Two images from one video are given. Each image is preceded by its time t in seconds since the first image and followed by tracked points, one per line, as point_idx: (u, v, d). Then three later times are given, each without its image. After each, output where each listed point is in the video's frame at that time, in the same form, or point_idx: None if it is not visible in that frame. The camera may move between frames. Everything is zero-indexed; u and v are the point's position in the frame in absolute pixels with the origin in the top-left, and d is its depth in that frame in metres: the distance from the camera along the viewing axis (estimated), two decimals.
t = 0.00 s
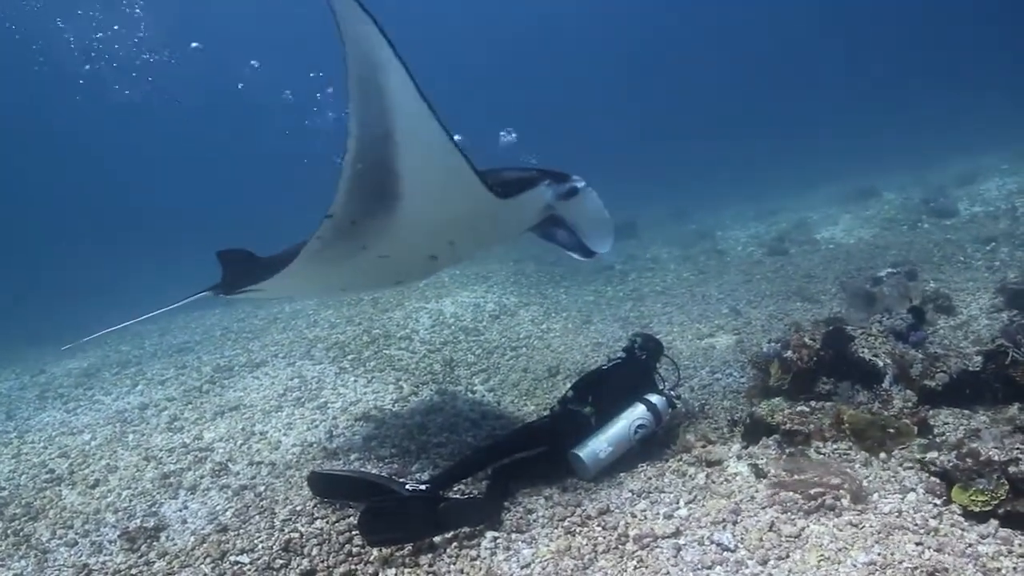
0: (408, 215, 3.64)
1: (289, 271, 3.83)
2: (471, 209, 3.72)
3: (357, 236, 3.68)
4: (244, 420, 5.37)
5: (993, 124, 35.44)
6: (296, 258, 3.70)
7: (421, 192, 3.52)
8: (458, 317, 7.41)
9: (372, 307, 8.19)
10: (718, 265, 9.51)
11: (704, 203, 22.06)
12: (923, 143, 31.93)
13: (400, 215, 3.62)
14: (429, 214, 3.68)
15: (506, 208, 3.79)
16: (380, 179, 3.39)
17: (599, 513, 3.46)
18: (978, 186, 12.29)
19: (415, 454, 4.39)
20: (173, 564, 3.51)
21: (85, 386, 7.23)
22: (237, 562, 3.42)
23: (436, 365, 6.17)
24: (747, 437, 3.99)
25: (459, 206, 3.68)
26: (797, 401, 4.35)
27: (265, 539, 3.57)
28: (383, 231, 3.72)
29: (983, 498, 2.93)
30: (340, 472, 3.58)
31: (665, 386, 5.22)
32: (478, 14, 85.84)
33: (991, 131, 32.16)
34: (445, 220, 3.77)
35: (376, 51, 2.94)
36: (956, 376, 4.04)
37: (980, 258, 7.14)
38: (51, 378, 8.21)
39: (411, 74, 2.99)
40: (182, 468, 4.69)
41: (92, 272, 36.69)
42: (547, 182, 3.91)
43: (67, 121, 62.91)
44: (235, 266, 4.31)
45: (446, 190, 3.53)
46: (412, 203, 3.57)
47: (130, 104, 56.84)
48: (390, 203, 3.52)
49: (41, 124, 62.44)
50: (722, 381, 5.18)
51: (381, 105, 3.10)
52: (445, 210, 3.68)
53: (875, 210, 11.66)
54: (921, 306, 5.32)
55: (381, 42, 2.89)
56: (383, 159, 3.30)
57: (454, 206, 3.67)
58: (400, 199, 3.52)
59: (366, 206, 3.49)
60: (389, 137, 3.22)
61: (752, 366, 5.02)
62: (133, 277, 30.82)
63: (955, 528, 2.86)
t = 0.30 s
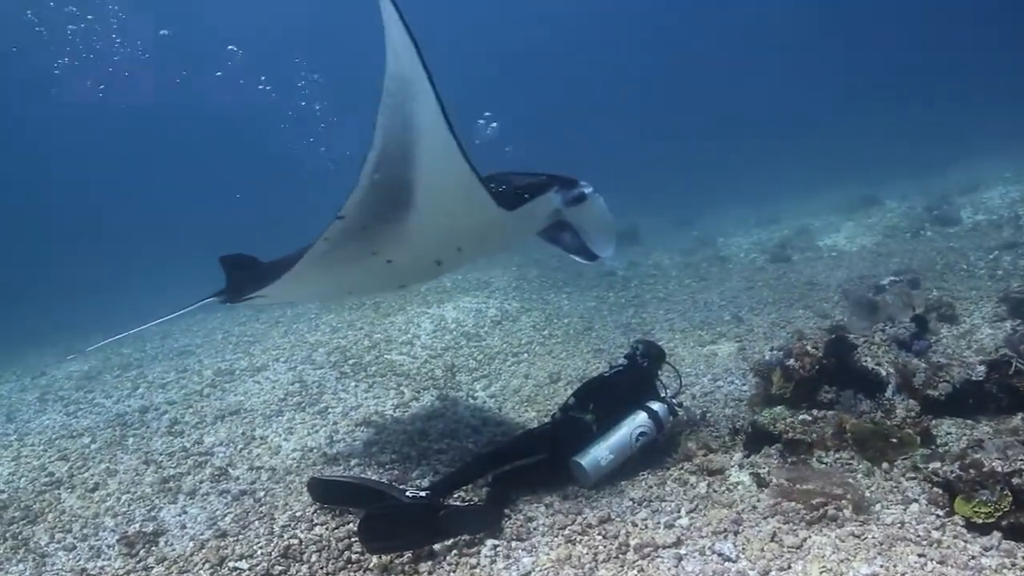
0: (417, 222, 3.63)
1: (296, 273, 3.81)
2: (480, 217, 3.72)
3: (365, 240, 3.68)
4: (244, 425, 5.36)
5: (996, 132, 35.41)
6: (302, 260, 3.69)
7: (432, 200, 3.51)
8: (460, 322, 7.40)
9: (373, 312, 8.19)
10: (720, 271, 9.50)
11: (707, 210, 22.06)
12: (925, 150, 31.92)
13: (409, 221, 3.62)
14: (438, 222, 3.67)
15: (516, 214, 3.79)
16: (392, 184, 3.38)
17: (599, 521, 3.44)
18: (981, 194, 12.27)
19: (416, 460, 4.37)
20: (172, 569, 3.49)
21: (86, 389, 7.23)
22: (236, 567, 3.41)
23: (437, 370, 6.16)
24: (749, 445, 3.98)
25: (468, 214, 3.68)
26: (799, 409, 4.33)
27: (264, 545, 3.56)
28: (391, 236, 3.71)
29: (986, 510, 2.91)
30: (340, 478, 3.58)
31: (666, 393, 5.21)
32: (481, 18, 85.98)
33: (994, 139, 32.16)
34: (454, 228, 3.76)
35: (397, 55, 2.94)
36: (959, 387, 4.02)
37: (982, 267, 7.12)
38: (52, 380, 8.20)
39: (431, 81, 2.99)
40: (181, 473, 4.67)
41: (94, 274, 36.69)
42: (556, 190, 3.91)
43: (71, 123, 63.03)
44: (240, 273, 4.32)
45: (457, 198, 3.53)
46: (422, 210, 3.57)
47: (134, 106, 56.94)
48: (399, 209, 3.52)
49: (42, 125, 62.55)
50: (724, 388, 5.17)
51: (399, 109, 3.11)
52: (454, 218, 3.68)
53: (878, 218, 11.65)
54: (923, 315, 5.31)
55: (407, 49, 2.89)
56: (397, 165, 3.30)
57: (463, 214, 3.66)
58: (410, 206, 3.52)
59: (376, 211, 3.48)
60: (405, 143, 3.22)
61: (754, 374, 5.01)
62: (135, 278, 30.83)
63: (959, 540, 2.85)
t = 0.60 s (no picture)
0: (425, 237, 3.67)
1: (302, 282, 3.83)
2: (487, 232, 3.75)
3: (373, 254, 3.72)
4: (242, 435, 5.35)
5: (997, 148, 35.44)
6: (308, 270, 3.71)
7: (441, 219, 3.56)
8: (460, 334, 7.37)
9: (373, 323, 8.17)
10: (721, 285, 9.48)
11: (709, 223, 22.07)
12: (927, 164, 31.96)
13: (418, 239, 3.66)
14: (444, 238, 3.72)
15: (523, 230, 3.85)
16: (403, 201, 3.44)
17: (598, 536, 3.42)
18: (983, 209, 12.26)
19: (414, 473, 4.35)
20: None
21: (85, 397, 7.21)
22: None
23: (437, 382, 6.14)
24: (749, 461, 3.96)
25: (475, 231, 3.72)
26: (800, 425, 4.31)
27: (260, 557, 3.54)
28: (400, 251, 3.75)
29: (988, 528, 2.89)
30: (337, 490, 3.58)
31: (666, 408, 5.18)
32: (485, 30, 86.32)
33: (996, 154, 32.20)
34: (460, 245, 3.81)
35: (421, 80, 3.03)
36: (961, 403, 3.99)
37: (984, 283, 7.11)
38: (51, 388, 8.19)
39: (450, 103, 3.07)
40: (179, 483, 4.65)
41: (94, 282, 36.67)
42: (564, 206, 3.99)
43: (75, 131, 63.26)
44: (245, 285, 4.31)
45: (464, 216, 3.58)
46: (430, 227, 3.62)
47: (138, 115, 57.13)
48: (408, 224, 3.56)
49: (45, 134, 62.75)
50: (724, 403, 5.15)
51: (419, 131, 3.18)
52: (461, 235, 3.73)
53: (879, 232, 11.64)
54: (925, 331, 5.28)
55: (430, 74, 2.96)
56: (411, 185, 3.37)
57: (469, 232, 3.71)
58: (419, 223, 3.57)
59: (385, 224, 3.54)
60: (421, 163, 3.28)
61: (755, 389, 4.99)
62: (137, 286, 30.85)
63: (960, 558, 2.82)
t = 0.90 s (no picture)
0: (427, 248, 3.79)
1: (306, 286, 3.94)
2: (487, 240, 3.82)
3: (375, 263, 3.84)
4: (238, 438, 5.33)
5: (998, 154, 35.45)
6: (311, 274, 3.84)
7: (444, 231, 3.68)
8: (458, 337, 7.36)
9: (371, 326, 8.15)
10: (720, 289, 9.47)
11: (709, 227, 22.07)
12: (927, 170, 31.95)
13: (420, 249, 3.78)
14: (445, 249, 3.84)
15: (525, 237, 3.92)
16: (408, 218, 3.55)
17: (593, 542, 3.40)
18: (984, 215, 12.24)
19: (409, 477, 4.33)
20: None
21: (81, 399, 7.18)
22: None
23: (434, 386, 6.12)
24: (746, 467, 3.94)
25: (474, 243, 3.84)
26: (797, 431, 4.30)
27: (253, 562, 3.52)
28: (401, 260, 3.87)
29: (986, 537, 2.87)
30: (333, 494, 3.59)
31: (664, 413, 5.16)
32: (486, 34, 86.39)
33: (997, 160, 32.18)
34: (460, 255, 3.92)
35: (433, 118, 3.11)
36: (959, 411, 3.97)
37: (983, 289, 7.09)
38: (48, 389, 8.17)
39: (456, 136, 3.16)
40: (173, 487, 4.62)
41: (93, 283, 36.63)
42: (567, 213, 4.03)
43: (76, 132, 63.29)
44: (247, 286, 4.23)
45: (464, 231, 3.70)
46: (432, 239, 3.73)
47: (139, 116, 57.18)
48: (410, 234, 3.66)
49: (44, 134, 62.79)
50: (722, 408, 5.13)
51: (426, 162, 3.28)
52: (461, 246, 3.84)
53: (879, 238, 11.62)
54: (924, 337, 5.26)
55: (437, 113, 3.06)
56: (417, 206, 3.48)
57: (469, 244, 3.83)
58: (423, 236, 3.69)
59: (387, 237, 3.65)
60: (428, 189, 3.39)
61: (753, 395, 4.97)
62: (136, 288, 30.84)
63: (957, 567, 2.80)
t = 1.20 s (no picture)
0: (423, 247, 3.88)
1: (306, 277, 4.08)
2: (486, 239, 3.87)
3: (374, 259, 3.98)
4: (230, 430, 5.31)
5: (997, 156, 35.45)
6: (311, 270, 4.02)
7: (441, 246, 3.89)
8: (454, 332, 7.34)
9: (366, 320, 8.13)
10: (718, 288, 9.46)
11: (708, 225, 22.06)
12: (926, 171, 31.90)
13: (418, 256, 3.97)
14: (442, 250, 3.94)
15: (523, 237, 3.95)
16: (407, 235, 3.79)
17: (584, 540, 3.38)
18: (982, 217, 12.23)
19: (401, 472, 4.31)
20: None
21: (75, 390, 7.16)
22: None
23: (428, 380, 6.10)
24: (739, 467, 3.92)
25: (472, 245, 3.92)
26: (791, 430, 4.29)
27: (242, 555, 3.50)
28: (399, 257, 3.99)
29: (978, 539, 2.86)
30: (324, 488, 3.57)
31: (658, 411, 5.15)
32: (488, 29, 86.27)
33: (997, 162, 32.15)
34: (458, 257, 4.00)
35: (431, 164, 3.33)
36: (954, 412, 3.95)
37: (980, 291, 7.07)
38: (42, 380, 8.14)
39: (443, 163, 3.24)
40: (164, 479, 4.60)
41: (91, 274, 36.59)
42: (567, 211, 4.03)
43: (76, 123, 63.16)
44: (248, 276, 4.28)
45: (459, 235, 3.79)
46: (430, 251, 3.93)
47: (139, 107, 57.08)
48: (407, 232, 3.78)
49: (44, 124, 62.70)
50: (717, 407, 5.12)
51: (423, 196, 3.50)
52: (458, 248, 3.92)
53: (877, 238, 11.61)
54: (920, 338, 5.24)
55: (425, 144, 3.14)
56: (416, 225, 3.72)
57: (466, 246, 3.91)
58: (421, 248, 3.89)
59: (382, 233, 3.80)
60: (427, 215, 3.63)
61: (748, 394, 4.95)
62: (134, 279, 30.78)
63: (948, 569, 2.78)
